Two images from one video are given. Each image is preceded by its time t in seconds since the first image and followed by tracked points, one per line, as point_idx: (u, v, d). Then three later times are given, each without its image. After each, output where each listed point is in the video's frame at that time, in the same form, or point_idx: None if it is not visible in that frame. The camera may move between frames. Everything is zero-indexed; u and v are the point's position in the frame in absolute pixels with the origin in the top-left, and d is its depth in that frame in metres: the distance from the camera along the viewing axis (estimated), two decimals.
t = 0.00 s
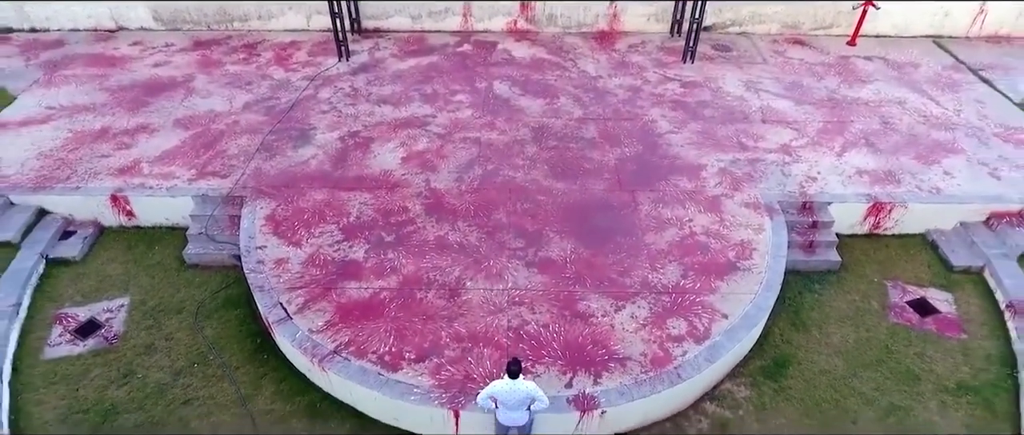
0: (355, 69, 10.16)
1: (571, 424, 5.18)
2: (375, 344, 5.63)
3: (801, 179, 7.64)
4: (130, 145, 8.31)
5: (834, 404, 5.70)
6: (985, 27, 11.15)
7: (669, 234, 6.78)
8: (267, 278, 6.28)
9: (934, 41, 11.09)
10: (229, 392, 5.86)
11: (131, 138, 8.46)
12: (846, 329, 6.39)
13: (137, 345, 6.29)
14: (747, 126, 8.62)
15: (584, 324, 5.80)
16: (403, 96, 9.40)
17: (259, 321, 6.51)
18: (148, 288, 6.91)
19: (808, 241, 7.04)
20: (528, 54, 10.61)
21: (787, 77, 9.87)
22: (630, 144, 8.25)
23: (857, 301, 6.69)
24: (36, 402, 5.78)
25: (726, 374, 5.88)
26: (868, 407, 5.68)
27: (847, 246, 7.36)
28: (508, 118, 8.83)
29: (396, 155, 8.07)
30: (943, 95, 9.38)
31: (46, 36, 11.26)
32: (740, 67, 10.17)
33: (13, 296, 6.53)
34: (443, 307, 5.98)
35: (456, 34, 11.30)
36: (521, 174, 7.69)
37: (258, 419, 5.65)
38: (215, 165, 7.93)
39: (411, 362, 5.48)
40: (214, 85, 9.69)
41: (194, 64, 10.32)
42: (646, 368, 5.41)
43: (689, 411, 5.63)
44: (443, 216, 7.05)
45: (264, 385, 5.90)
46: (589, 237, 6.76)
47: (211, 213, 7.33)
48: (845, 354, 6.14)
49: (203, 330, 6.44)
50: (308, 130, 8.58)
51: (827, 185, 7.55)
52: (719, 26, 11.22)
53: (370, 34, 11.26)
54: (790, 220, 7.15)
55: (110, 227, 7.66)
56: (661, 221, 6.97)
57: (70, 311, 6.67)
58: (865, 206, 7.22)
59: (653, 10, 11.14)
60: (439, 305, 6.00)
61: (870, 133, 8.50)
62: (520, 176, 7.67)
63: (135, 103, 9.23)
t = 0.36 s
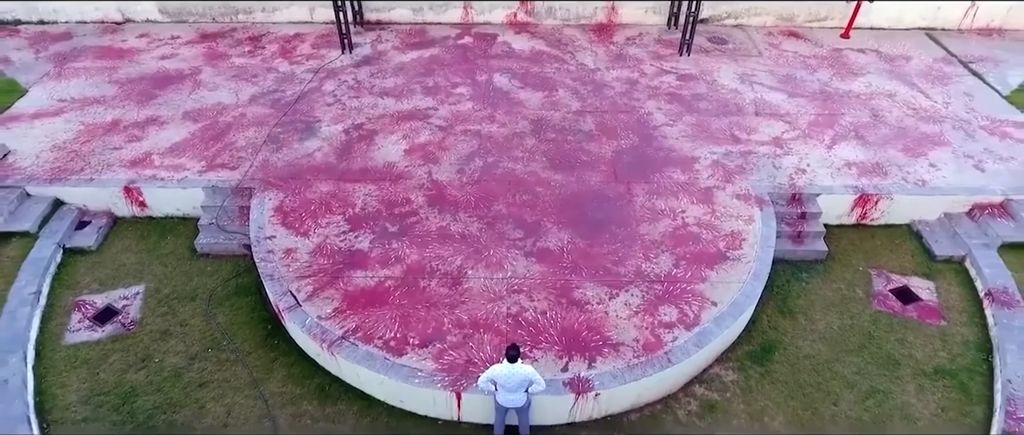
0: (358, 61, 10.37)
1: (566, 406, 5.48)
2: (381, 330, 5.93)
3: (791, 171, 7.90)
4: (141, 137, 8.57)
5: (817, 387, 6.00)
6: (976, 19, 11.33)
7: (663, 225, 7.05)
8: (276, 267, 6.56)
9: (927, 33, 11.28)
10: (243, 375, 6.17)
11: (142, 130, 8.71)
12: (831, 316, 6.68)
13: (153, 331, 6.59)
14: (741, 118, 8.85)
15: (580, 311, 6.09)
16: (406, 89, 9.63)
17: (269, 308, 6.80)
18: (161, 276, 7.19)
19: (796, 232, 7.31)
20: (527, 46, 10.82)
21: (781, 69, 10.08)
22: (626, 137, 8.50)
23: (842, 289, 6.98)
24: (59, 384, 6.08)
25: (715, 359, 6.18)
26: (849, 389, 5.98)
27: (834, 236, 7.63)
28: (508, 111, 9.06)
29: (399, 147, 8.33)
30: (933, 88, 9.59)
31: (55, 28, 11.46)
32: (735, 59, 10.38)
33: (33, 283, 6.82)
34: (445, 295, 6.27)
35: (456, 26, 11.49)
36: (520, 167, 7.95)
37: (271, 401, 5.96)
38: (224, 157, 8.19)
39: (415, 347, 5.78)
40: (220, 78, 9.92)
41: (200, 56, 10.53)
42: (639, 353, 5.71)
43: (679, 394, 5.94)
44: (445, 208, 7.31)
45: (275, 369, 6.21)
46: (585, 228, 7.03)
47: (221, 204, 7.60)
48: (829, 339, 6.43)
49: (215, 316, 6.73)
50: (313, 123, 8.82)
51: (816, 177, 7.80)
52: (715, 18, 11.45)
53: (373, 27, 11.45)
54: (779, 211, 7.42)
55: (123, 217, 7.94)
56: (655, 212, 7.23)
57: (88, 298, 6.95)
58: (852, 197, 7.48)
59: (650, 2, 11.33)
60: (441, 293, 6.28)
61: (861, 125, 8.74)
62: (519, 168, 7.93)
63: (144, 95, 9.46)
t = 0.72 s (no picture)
0: (360, 54, 10.59)
1: (562, 387, 5.79)
2: (386, 315, 6.23)
3: (781, 162, 8.17)
4: (151, 129, 8.83)
5: (801, 369, 6.31)
6: (967, 12, 11.54)
7: (656, 215, 7.33)
8: (285, 255, 6.86)
9: (918, 26, 11.49)
10: (254, 358, 6.48)
11: (152, 122, 8.96)
12: (815, 302, 6.98)
13: (168, 317, 6.89)
14: (734, 111, 9.11)
15: (575, 297, 6.39)
16: (407, 81, 9.87)
17: (279, 294, 7.11)
18: (174, 263, 7.49)
19: (785, 221, 7.59)
20: (526, 39, 11.04)
21: (774, 62, 10.31)
22: (622, 129, 8.76)
23: (828, 276, 7.27)
24: (80, 367, 6.39)
25: (704, 343, 6.48)
26: (831, 372, 6.29)
27: (822, 226, 7.91)
28: (507, 103, 9.32)
29: (401, 138, 8.59)
30: (922, 80, 9.83)
31: (63, 21, 11.67)
32: (729, 52, 10.61)
33: (52, 271, 7.11)
34: (447, 282, 6.56)
35: (457, 19, 11.71)
36: (519, 158, 8.22)
37: (281, 382, 6.27)
38: (232, 149, 8.45)
39: (419, 331, 6.08)
40: (227, 70, 10.15)
41: (207, 49, 10.75)
42: (631, 337, 6.02)
43: (669, 376, 6.25)
44: (447, 198, 7.59)
45: (285, 353, 6.52)
46: (581, 217, 7.32)
47: (230, 194, 7.89)
48: (814, 324, 6.74)
49: (227, 302, 7.04)
50: (318, 115, 9.08)
51: (805, 169, 8.07)
52: (711, 11, 11.66)
53: (374, 19, 11.67)
54: (768, 201, 7.70)
55: (135, 207, 8.22)
56: (648, 202, 7.51)
57: (105, 285, 7.25)
58: (839, 188, 7.76)
59: None
60: (443, 280, 6.58)
61: (850, 117, 8.99)
62: (518, 159, 8.20)
63: (153, 88, 9.70)
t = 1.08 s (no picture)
0: (363, 43, 10.89)
1: (557, 362, 6.19)
2: (392, 295, 6.61)
3: (769, 150, 8.51)
4: (163, 117, 9.16)
5: (782, 346, 6.71)
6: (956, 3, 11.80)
7: (648, 201, 7.69)
8: (295, 239, 7.22)
9: (908, 16, 11.75)
10: (268, 336, 6.87)
11: (163, 111, 9.29)
12: (798, 283, 7.36)
13: (185, 297, 7.28)
14: (725, 100, 9.42)
15: (570, 279, 6.77)
16: (409, 71, 10.18)
17: (289, 276, 7.49)
18: (189, 247, 7.86)
19: (771, 207, 7.95)
20: (525, 29, 11.33)
21: (766, 52, 10.60)
22: (617, 118, 9.08)
23: (811, 259, 7.64)
24: (103, 344, 6.78)
25: (691, 322, 6.87)
26: (811, 349, 6.69)
27: (807, 211, 8.27)
28: (506, 93, 9.63)
29: (404, 127, 8.93)
30: (908, 70, 10.13)
31: (73, 10, 11.94)
32: (723, 42, 10.90)
33: (73, 254, 7.48)
34: (449, 264, 6.94)
35: (457, 9, 11.98)
36: (517, 146, 8.56)
37: (293, 358, 6.67)
38: (242, 137, 8.80)
39: (423, 310, 6.47)
40: (234, 60, 10.45)
41: (214, 38, 11.04)
42: (622, 316, 6.40)
43: (658, 352, 6.65)
44: (448, 184, 7.94)
45: (297, 331, 6.91)
46: (576, 203, 7.67)
47: (241, 181, 8.24)
48: (796, 305, 7.12)
49: (241, 283, 7.42)
50: (323, 104, 9.40)
51: (792, 156, 8.42)
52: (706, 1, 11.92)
53: (377, 9, 11.94)
54: (756, 188, 8.04)
55: (149, 193, 8.58)
56: (641, 188, 7.86)
57: (123, 267, 7.63)
58: (823, 176, 8.11)
59: None
60: (446, 262, 6.96)
61: (837, 106, 9.31)
62: (516, 147, 8.54)
63: (163, 77, 10.01)
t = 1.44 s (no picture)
0: (366, 35, 11.13)
1: (553, 342, 6.51)
2: (396, 279, 6.93)
3: (760, 140, 8.79)
4: (173, 108, 9.44)
5: (769, 328, 7.03)
6: None
7: (642, 189, 7.98)
8: (303, 225, 7.53)
9: (900, 8, 11.98)
10: (278, 318, 7.20)
11: (173, 101, 9.57)
12: (786, 268, 7.67)
13: (198, 281, 7.60)
14: (719, 91, 9.69)
15: (566, 263, 7.07)
16: (412, 62, 10.44)
17: (297, 261, 7.80)
18: (200, 233, 8.17)
19: (761, 195, 8.24)
20: (524, 21, 11.57)
21: (760, 44, 10.85)
22: (613, 108, 9.35)
23: (799, 245, 7.95)
24: (121, 326, 7.11)
25: (682, 304, 7.19)
26: (795, 330, 7.01)
27: (796, 199, 8.56)
28: (506, 84, 9.90)
29: (407, 117, 9.20)
30: (898, 62, 10.37)
31: (82, 2, 12.18)
32: (718, 33, 11.14)
33: (90, 240, 7.79)
34: (450, 249, 7.24)
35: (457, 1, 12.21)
36: (517, 136, 8.84)
37: (302, 338, 6.99)
38: (250, 127, 9.08)
39: (426, 293, 6.78)
40: (240, 51, 10.71)
41: (220, 30, 11.29)
42: (616, 298, 6.72)
43: (650, 334, 6.97)
44: (450, 173, 8.23)
45: (305, 313, 7.24)
46: (573, 191, 7.97)
47: (249, 169, 8.53)
48: (783, 289, 7.43)
49: (251, 268, 7.74)
50: (328, 95, 9.67)
51: (782, 146, 8.70)
52: None
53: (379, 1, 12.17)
54: (746, 176, 8.33)
55: (161, 181, 8.88)
56: (636, 177, 8.16)
57: (137, 252, 7.94)
58: (812, 165, 8.40)
59: None
60: (447, 248, 7.26)
61: (828, 97, 9.58)
62: (516, 137, 8.82)
63: (172, 68, 10.27)
